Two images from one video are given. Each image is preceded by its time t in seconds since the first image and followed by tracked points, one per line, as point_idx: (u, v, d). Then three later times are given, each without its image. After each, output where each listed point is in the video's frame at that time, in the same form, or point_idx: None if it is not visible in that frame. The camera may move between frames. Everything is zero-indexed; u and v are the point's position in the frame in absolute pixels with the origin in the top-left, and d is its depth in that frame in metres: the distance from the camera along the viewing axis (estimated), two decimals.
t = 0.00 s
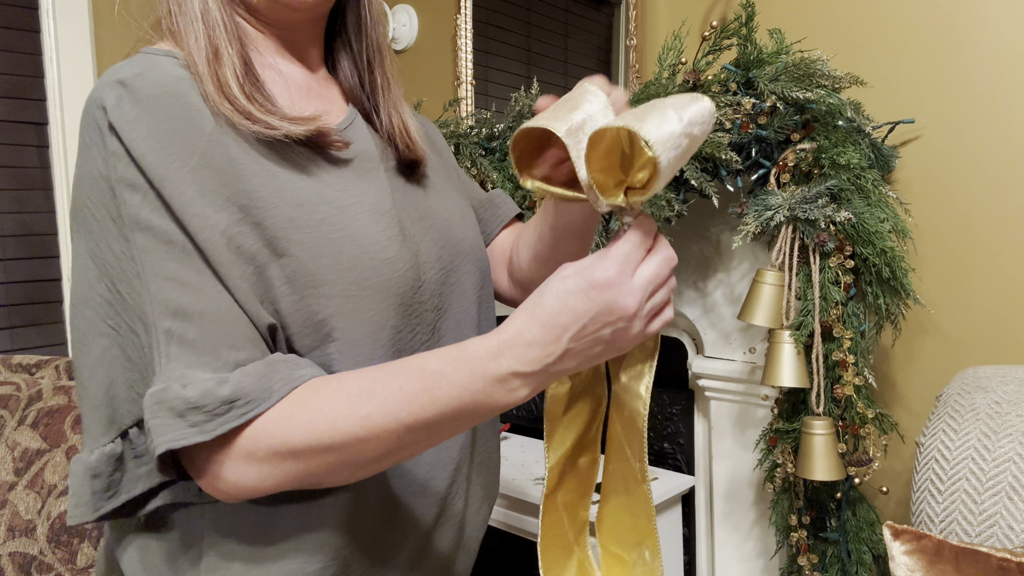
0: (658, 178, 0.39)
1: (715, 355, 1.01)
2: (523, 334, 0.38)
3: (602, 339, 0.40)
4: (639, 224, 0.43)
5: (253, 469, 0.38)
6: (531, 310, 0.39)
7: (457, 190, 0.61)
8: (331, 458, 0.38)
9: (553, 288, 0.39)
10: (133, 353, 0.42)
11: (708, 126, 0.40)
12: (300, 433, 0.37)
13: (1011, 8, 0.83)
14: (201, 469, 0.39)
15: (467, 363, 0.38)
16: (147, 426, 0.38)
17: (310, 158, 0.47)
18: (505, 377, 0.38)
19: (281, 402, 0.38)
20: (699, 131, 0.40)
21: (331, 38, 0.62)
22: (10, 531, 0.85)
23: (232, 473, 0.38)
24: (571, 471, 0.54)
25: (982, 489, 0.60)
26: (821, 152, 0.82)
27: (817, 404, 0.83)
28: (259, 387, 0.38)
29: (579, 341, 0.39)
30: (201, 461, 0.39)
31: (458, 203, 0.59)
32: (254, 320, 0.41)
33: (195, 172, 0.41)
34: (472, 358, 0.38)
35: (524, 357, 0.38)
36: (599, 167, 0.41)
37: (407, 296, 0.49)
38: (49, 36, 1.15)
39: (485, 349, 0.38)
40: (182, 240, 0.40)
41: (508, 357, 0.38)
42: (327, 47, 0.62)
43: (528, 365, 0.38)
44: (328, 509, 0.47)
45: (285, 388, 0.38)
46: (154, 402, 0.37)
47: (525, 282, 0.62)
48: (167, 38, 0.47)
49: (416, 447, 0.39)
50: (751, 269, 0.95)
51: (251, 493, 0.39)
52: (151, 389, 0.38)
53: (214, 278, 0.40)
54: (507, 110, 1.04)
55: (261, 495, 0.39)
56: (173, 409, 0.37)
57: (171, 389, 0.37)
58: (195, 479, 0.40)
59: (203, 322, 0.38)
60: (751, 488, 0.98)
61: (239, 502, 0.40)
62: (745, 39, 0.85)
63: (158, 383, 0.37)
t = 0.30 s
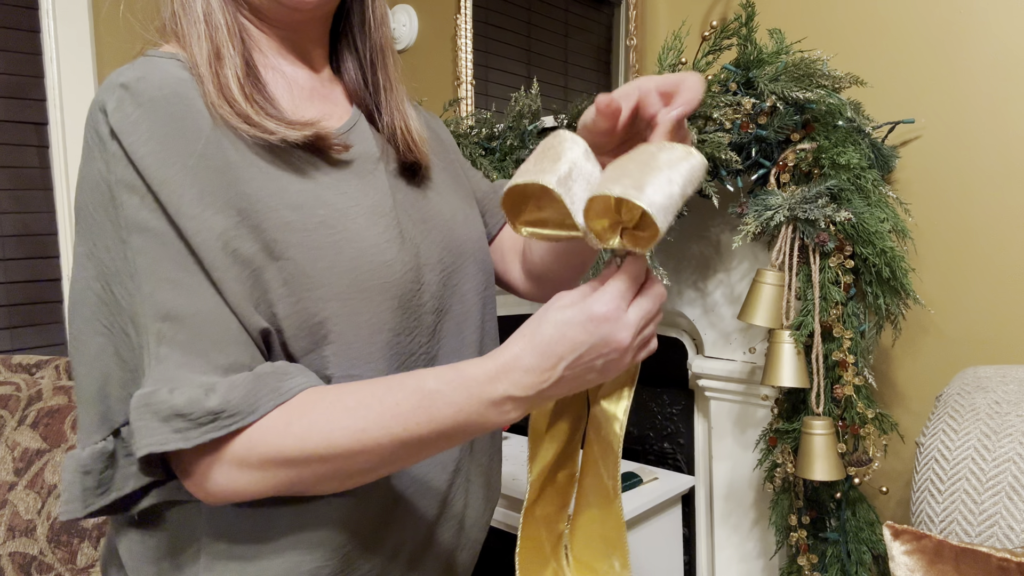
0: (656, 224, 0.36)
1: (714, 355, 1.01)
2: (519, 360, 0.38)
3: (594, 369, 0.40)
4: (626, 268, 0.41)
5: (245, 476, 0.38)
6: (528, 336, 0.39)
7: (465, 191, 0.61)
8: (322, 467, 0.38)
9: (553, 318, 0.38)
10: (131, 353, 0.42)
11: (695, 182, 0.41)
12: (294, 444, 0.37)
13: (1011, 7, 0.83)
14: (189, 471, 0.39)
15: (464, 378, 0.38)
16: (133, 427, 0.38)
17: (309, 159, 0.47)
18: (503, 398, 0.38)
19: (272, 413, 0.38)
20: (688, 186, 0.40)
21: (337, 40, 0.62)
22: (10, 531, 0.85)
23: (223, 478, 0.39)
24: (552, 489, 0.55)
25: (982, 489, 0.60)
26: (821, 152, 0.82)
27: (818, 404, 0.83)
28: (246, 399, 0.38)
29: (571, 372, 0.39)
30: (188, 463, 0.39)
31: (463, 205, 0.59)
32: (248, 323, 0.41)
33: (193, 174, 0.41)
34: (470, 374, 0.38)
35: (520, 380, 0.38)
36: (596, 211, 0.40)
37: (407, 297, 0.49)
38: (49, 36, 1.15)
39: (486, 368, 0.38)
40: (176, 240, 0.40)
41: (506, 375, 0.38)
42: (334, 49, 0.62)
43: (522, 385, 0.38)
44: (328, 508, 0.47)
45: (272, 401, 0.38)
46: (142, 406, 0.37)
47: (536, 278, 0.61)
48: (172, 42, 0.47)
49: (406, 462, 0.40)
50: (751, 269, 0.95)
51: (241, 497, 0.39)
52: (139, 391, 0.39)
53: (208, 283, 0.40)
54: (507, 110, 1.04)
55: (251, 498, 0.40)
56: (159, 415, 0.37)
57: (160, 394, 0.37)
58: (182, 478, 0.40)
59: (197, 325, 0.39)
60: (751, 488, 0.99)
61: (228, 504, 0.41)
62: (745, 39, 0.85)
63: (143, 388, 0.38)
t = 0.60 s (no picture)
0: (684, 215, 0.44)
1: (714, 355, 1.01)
2: (509, 346, 0.37)
3: (587, 361, 0.38)
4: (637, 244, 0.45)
5: (239, 470, 0.38)
6: (521, 322, 0.38)
7: (462, 194, 0.61)
8: (315, 460, 0.38)
9: (544, 304, 0.38)
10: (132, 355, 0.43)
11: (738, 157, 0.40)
12: (285, 435, 0.37)
13: (1011, 7, 0.83)
14: (185, 469, 0.39)
15: (455, 367, 0.38)
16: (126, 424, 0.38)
17: (308, 160, 0.47)
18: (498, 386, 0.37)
19: (264, 406, 0.38)
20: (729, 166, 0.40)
21: (340, 41, 0.62)
22: (9, 531, 0.85)
23: (218, 474, 0.38)
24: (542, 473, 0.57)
25: (982, 489, 0.60)
26: (821, 152, 0.82)
27: (817, 404, 0.83)
28: (235, 397, 0.37)
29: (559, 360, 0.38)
30: (184, 459, 0.39)
31: (461, 206, 0.59)
32: (246, 318, 0.41)
33: (193, 175, 0.41)
34: (460, 363, 0.38)
35: (510, 370, 0.37)
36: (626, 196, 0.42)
37: (406, 297, 0.49)
38: (48, 36, 1.15)
39: (478, 356, 0.37)
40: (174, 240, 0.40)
41: (497, 363, 0.37)
42: (336, 49, 0.62)
43: (513, 370, 0.37)
44: (328, 509, 0.47)
45: (263, 396, 0.38)
46: (134, 404, 0.38)
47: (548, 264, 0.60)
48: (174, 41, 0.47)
49: (401, 449, 0.39)
50: (751, 269, 0.95)
51: (239, 494, 0.39)
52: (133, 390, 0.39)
53: (210, 286, 0.40)
54: (507, 110, 1.05)
55: (249, 494, 0.39)
56: (151, 411, 0.37)
57: (153, 392, 0.37)
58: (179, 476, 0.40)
59: (197, 324, 0.39)
60: (751, 487, 0.99)
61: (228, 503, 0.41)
62: (745, 39, 0.85)
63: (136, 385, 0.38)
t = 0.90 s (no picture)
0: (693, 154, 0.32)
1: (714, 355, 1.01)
2: (507, 330, 0.35)
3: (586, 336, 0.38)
4: (617, 217, 0.37)
5: (231, 460, 0.36)
6: (515, 298, 0.35)
7: (459, 200, 0.61)
8: (309, 448, 0.36)
9: (543, 284, 0.35)
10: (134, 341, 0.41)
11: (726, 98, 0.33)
12: (278, 423, 0.35)
13: (1011, 7, 0.83)
14: (181, 457, 0.37)
15: (455, 352, 0.35)
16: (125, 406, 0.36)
17: (313, 157, 0.47)
18: (498, 370, 0.36)
19: (256, 385, 0.36)
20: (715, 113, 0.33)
21: (344, 48, 0.62)
22: (9, 531, 0.85)
23: (213, 463, 0.36)
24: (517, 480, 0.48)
25: (982, 488, 0.60)
26: (821, 153, 0.82)
27: (817, 403, 0.83)
28: (236, 369, 0.36)
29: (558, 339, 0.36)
30: (179, 446, 0.37)
31: (457, 207, 0.59)
32: (253, 312, 0.40)
33: (200, 162, 0.40)
34: (455, 349, 0.35)
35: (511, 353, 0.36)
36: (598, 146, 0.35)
37: (407, 294, 0.49)
38: (49, 36, 1.15)
39: (480, 339, 0.35)
40: (185, 224, 0.39)
41: (499, 347, 0.35)
42: (340, 57, 0.62)
43: (517, 350, 0.35)
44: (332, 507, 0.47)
45: (263, 370, 0.36)
46: (133, 383, 0.36)
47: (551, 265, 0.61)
48: (183, 37, 0.47)
49: (398, 428, 0.37)
50: (751, 269, 0.95)
51: (235, 484, 0.37)
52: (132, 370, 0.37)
53: (214, 262, 0.39)
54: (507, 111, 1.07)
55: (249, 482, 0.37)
56: (150, 390, 0.35)
57: (153, 371, 0.36)
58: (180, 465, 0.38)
59: (206, 306, 0.37)
60: (751, 487, 0.99)
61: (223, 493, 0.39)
62: (745, 39, 0.85)
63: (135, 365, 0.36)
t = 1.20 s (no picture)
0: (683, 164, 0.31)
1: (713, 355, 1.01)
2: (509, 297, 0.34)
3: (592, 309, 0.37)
4: (632, 204, 0.36)
5: (232, 440, 0.35)
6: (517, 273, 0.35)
7: (454, 199, 0.61)
8: (313, 424, 0.34)
9: (544, 250, 0.35)
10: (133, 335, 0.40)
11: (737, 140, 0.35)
12: (278, 401, 0.34)
13: (1012, 7, 0.83)
14: (181, 441, 0.36)
15: (452, 321, 0.34)
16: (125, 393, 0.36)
17: (313, 155, 0.47)
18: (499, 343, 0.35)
19: (256, 366, 0.35)
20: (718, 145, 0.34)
21: (343, 52, 0.62)
22: (10, 531, 0.85)
23: (213, 445, 0.35)
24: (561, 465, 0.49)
25: (982, 488, 0.60)
26: (821, 152, 0.82)
27: (817, 403, 0.84)
28: (233, 350, 0.35)
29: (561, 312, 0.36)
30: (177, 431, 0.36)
31: (451, 207, 0.59)
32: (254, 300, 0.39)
33: (203, 156, 0.40)
34: (455, 316, 0.35)
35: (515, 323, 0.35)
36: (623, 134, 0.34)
37: (406, 292, 0.49)
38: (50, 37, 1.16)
39: (481, 305, 0.34)
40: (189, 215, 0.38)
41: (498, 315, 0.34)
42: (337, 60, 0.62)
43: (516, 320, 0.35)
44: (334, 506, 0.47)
45: (262, 353, 0.35)
46: (130, 369, 0.35)
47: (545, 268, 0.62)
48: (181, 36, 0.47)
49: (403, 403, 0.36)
50: (751, 270, 0.95)
51: (238, 467, 0.36)
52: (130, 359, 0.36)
53: (215, 249, 0.38)
54: (507, 111, 1.08)
55: (247, 469, 0.36)
56: (150, 374, 0.34)
57: (153, 353, 0.35)
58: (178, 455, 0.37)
59: (208, 291, 0.36)
60: (750, 487, 0.99)
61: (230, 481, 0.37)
62: (745, 39, 0.85)
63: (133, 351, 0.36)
